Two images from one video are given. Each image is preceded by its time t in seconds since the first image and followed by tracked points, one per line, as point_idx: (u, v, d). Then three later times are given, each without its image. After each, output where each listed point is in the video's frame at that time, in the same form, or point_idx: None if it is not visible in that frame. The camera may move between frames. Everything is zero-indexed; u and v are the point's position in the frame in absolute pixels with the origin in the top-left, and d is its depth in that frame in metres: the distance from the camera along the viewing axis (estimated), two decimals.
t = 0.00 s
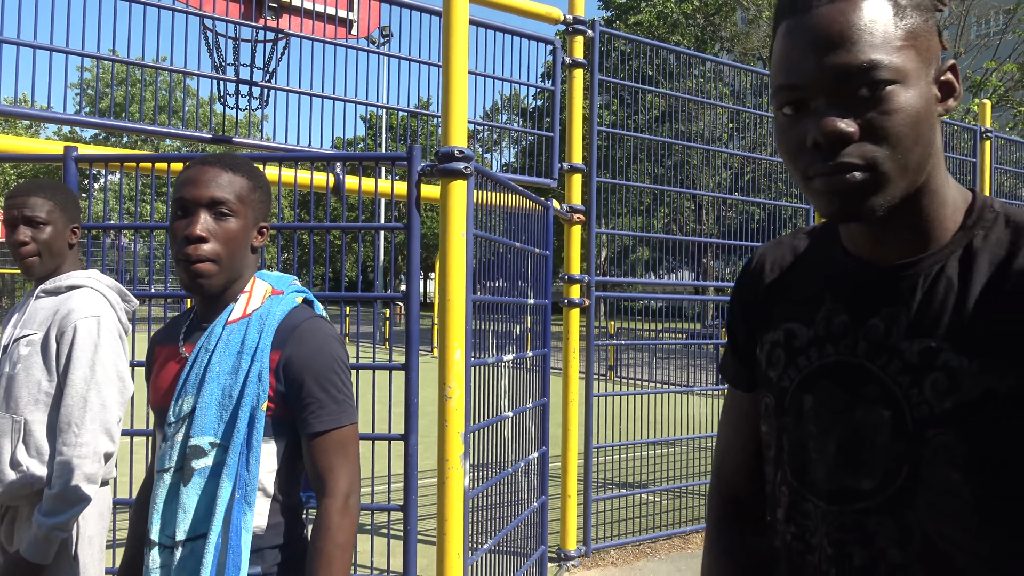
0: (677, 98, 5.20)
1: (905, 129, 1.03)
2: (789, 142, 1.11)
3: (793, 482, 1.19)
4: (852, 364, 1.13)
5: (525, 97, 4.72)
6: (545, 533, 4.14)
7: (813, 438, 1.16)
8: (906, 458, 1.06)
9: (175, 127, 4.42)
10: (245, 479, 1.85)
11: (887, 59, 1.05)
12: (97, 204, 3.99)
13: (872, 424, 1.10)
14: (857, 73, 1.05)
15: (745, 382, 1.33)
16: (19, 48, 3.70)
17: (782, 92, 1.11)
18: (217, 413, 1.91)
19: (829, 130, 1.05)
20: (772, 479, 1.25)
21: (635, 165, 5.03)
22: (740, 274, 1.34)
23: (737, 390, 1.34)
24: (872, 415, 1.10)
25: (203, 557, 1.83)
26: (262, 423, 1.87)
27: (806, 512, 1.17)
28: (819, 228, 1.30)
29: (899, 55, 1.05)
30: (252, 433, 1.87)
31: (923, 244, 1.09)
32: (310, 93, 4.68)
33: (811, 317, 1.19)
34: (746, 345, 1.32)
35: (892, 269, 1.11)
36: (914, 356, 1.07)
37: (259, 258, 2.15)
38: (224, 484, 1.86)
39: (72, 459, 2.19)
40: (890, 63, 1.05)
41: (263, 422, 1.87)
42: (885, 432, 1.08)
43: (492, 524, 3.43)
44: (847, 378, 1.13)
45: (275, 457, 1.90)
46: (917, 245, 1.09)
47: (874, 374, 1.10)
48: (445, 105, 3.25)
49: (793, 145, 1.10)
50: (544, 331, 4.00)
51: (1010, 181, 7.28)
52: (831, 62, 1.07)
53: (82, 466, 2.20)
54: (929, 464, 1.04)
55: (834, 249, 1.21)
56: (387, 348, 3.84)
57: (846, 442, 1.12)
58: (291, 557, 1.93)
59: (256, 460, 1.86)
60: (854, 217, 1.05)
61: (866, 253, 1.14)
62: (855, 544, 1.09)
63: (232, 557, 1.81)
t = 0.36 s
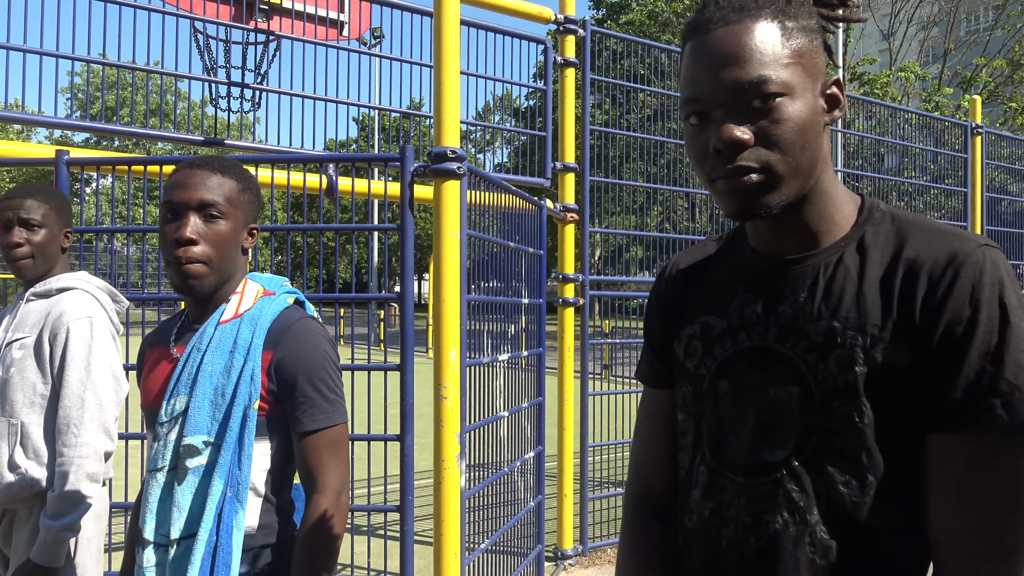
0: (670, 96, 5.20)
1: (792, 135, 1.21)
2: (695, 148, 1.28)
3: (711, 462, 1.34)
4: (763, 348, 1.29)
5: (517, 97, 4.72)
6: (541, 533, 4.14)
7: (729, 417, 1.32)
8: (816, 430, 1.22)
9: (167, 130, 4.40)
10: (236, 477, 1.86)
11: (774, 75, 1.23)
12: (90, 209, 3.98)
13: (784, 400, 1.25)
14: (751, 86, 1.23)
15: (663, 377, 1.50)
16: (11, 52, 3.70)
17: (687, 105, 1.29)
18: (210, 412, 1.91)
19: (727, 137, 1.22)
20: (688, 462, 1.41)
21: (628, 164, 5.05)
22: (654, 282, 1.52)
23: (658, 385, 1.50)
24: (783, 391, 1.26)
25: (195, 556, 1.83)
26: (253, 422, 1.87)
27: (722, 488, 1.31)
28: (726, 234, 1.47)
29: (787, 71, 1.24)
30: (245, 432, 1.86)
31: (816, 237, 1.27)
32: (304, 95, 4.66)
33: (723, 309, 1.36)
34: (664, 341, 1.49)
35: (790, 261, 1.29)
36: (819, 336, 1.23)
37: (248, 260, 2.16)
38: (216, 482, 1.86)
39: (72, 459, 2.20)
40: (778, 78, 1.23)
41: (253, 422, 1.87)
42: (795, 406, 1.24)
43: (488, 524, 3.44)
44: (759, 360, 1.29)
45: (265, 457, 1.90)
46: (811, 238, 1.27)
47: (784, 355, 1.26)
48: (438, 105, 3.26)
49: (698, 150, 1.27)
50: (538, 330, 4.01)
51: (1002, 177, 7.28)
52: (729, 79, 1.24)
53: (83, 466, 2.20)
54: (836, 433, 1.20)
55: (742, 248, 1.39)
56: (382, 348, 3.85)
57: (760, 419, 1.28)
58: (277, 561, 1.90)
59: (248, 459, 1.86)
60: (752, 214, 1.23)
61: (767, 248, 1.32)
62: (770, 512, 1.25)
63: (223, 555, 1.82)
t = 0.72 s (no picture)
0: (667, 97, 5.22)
1: (741, 144, 1.37)
2: (657, 154, 1.43)
3: (668, 452, 1.49)
4: (715, 343, 1.44)
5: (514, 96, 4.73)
6: (535, 531, 4.15)
7: (685, 410, 1.47)
8: (762, 419, 1.37)
9: (163, 126, 4.38)
10: (232, 474, 1.87)
11: (727, 88, 1.39)
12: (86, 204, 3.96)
13: (734, 392, 1.40)
14: (706, 99, 1.39)
15: (626, 374, 1.66)
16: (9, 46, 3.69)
17: (651, 116, 1.45)
18: (207, 408, 1.91)
19: (684, 144, 1.38)
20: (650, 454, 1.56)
21: (624, 164, 5.07)
22: (618, 284, 1.68)
23: (621, 384, 1.66)
24: (733, 384, 1.41)
25: (190, 552, 1.83)
26: (250, 419, 1.88)
27: (677, 477, 1.47)
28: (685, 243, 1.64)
29: (738, 86, 1.40)
30: (241, 429, 1.87)
31: (764, 239, 1.43)
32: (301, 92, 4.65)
33: (681, 309, 1.52)
34: (625, 341, 1.65)
35: (742, 261, 1.45)
36: (766, 331, 1.38)
37: (246, 256, 2.16)
38: (213, 479, 1.86)
39: (70, 454, 2.20)
40: (730, 92, 1.39)
41: (251, 418, 1.88)
42: (744, 397, 1.39)
43: (482, 522, 3.46)
44: (710, 355, 1.45)
45: (262, 452, 1.91)
46: (761, 242, 1.43)
47: (736, 350, 1.41)
48: (435, 104, 3.26)
49: (659, 156, 1.43)
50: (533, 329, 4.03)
51: (996, 180, 7.31)
52: (687, 92, 1.40)
53: (79, 460, 2.21)
54: (781, 422, 1.34)
55: (699, 252, 1.55)
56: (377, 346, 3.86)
57: (714, 411, 1.43)
58: (261, 559, 1.90)
59: (244, 456, 1.87)
60: (707, 215, 1.39)
61: (722, 251, 1.48)
62: (723, 496, 1.39)
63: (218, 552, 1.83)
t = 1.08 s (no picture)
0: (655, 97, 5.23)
1: (717, 144, 1.38)
2: (634, 155, 1.44)
3: (653, 453, 1.49)
4: (695, 345, 1.45)
5: (503, 97, 4.73)
6: (524, 532, 4.15)
7: (667, 411, 1.47)
8: (742, 418, 1.38)
9: (151, 128, 4.36)
10: (219, 477, 1.86)
11: (702, 90, 1.40)
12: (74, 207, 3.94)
13: (714, 392, 1.41)
14: (683, 100, 1.39)
15: (609, 377, 1.67)
16: None
17: (628, 117, 1.45)
18: (194, 412, 1.91)
19: (661, 144, 1.38)
20: (636, 454, 1.56)
21: (613, 165, 5.09)
22: (600, 287, 1.69)
23: (605, 386, 1.67)
24: (713, 385, 1.42)
25: (178, 555, 1.83)
26: (236, 423, 1.87)
27: (662, 477, 1.47)
28: (662, 246, 1.65)
29: (713, 88, 1.40)
30: (228, 432, 1.87)
31: (740, 240, 1.44)
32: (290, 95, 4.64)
33: (661, 312, 1.52)
34: (608, 344, 1.67)
35: (719, 262, 1.46)
36: (743, 332, 1.39)
37: (233, 258, 2.14)
38: (200, 483, 1.86)
39: (61, 456, 2.20)
40: (707, 93, 1.40)
41: (237, 421, 1.88)
42: (723, 397, 1.40)
43: (471, 523, 3.46)
44: (689, 357, 1.46)
45: (249, 456, 1.90)
46: (737, 242, 1.44)
47: (715, 351, 1.42)
48: (422, 106, 3.26)
49: (636, 157, 1.43)
50: (522, 330, 4.03)
51: (983, 179, 7.34)
52: (664, 93, 1.41)
53: (70, 463, 2.21)
54: (760, 422, 1.35)
55: (678, 254, 1.56)
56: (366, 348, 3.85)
57: (695, 412, 1.43)
58: (250, 560, 1.90)
59: (231, 460, 1.86)
60: (682, 215, 1.40)
61: (700, 253, 1.49)
62: (706, 496, 1.40)
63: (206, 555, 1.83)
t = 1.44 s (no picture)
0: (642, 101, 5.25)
1: (703, 149, 1.38)
2: (621, 156, 1.44)
3: (638, 454, 1.50)
4: (681, 346, 1.45)
5: (490, 99, 4.73)
6: (509, 534, 4.15)
7: (654, 412, 1.48)
8: (729, 418, 1.38)
9: (136, 128, 4.33)
10: (196, 478, 1.86)
11: (691, 95, 1.40)
12: (57, 207, 3.91)
13: (700, 394, 1.42)
14: (672, 104, 1.40)
15: (592, 378, 1.67)
16: None
17: (616, 119, 1.45)
18: (171, 412, 1.90)
19: (649, 147, 1.38)
20: (622, 455, 1.56)
21: (600, 167, 5.10)
22: (583, 287, 1.69)
23: (588, 387, 1.67)
24: (700, 386, 1.42)
25: (154, 556, 1.82)
26: (216, 422, 1.86)
27: (649, 478, 1.47)
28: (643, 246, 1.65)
29: (702, 93, 1.41)
30: (206, 432, 1.86)
31: (725, 244, 1.45)
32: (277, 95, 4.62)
33: (645, 313, 1.52)
34: (591, 344, 1.67)
35: (703, 265, 1.46)
36: (729, 334, 1.39)
37: (216, 258, 2.13)
38: (178, 483, 1.85)
39: (43, 455, 2.18)
40: (695, 98, 1.40)
41: (217, 421, 1.87)
42: (710, 398, 1.41)
43: (456, 525, 3.45)
44: (675, 358, 1.46)
45: (229, 456, 1.90)
46: (722, 246, 1.45)
47: (701, 353, 1.43)
48: (408, 107, 3.26)
49: (623, 158, 1.43)
50: (508, 331, 4.03)
51: (967, 184, 7.40)
52: (653, 96, 1.41)
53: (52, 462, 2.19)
54: (746, 422, 1.36)
55: (662, 255, 1.56)
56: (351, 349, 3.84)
57: (681, 413, 1.44)
58: (234, 561, 1.90)
59: (210, 460, 1.86)
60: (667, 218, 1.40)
61: (685, 256, 1.49)
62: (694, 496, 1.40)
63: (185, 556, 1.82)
